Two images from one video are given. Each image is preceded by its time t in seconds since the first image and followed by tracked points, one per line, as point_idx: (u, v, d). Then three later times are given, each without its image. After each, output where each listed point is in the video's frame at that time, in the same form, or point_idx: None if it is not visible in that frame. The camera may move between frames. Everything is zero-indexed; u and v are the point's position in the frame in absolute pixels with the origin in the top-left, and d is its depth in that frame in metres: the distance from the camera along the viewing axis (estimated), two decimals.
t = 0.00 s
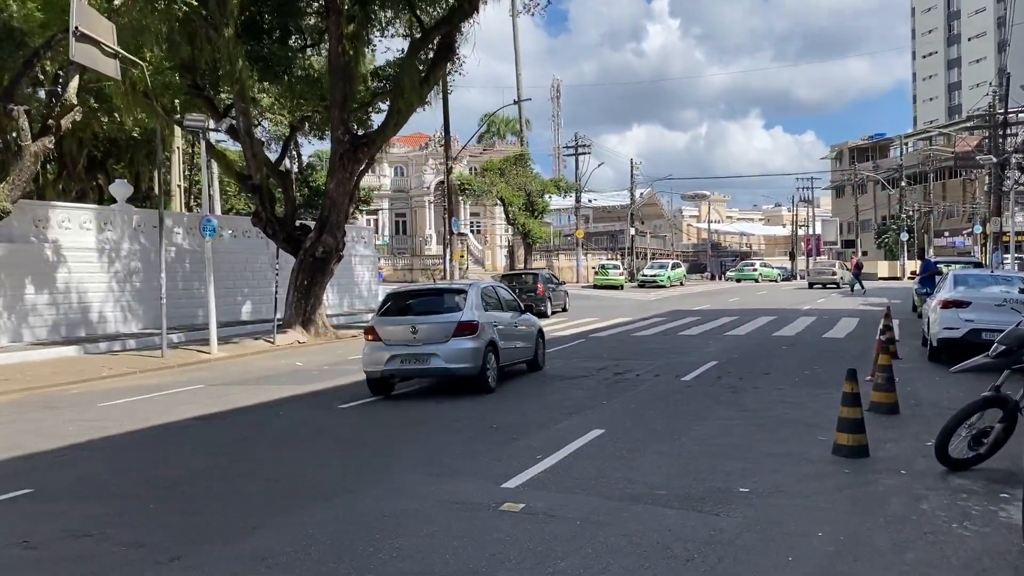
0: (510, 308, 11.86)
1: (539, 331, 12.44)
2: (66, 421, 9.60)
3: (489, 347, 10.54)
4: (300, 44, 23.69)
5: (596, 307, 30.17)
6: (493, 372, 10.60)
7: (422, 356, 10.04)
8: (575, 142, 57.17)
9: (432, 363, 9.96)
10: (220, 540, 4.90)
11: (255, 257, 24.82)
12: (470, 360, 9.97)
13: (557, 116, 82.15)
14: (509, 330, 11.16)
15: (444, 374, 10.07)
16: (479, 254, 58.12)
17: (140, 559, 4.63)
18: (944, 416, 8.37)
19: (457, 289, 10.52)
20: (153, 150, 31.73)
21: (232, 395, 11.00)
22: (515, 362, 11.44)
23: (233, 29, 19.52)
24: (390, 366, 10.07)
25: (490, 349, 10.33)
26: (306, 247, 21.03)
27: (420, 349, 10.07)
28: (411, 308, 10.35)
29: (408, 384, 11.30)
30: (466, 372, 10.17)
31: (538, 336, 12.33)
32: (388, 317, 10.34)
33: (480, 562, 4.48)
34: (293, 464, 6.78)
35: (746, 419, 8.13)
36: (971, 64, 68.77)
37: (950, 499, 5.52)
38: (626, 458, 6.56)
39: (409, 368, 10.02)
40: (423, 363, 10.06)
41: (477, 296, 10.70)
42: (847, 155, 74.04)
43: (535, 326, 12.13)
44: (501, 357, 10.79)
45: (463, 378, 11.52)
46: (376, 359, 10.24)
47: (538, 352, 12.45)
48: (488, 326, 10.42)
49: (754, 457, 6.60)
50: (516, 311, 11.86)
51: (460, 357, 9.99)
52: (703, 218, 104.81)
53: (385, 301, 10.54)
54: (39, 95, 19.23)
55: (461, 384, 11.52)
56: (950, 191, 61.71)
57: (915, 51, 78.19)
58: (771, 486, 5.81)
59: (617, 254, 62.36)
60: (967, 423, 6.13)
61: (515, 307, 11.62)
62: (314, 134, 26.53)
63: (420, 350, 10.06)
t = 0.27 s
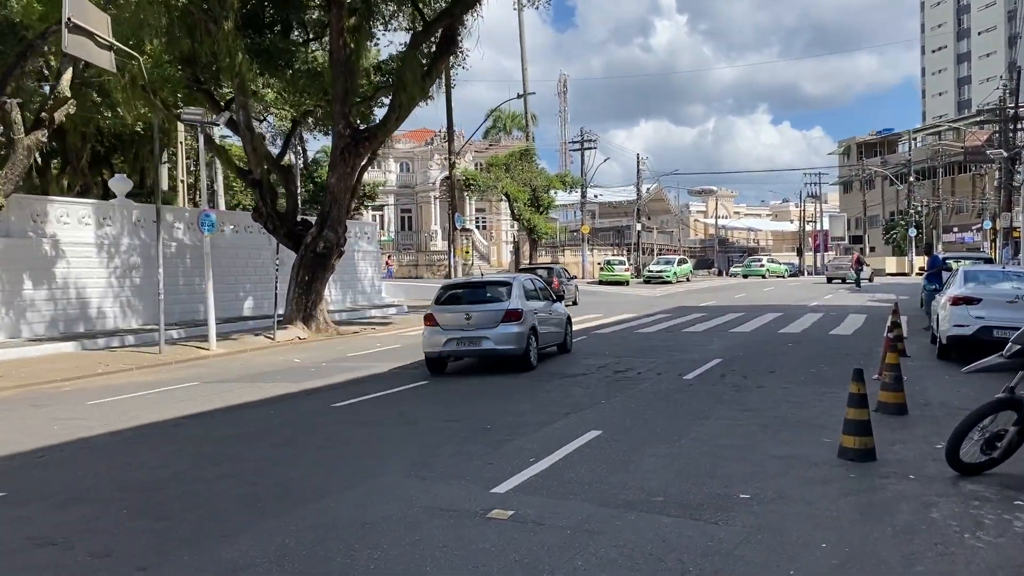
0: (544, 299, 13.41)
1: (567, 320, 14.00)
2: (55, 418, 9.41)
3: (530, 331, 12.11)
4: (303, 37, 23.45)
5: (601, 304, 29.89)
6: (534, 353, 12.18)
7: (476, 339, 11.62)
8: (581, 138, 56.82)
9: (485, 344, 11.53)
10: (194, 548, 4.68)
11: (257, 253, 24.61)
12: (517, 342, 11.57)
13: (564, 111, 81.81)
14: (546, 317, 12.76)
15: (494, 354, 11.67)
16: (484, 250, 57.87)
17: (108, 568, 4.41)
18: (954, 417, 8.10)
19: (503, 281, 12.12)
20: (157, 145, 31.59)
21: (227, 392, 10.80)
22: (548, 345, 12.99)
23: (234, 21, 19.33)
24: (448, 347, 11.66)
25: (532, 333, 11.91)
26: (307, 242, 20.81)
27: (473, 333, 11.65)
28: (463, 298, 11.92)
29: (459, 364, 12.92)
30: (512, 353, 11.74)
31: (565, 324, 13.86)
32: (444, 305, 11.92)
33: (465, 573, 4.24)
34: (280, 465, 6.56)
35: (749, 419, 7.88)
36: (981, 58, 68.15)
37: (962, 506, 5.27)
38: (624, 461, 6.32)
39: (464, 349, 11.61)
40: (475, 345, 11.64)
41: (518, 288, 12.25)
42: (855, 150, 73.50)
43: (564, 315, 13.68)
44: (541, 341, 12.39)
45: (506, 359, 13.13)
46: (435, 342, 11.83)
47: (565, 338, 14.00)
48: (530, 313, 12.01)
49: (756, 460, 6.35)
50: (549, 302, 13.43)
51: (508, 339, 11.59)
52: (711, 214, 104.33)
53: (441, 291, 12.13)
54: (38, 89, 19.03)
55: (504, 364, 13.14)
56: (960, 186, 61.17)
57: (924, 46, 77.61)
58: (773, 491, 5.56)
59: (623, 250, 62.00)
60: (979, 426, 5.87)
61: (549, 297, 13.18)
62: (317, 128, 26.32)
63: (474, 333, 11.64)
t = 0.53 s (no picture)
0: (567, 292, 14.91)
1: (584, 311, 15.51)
2: (38, 419, 9.22)
3: (558, 320, 13.65)
4: (301, 32, 23.20)
5: (603, 301, 29.63)
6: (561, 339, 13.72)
7: (510, 325, 13.14)
8: (585, 134, 56.50)
9: (518, 330, 13.05)
10: (157, 562, 4.47)
11: (255, 250, 24.39)
12: (547, 328, 13.11)
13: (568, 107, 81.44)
14: (571, 308, 14.29)
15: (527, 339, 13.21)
16: (488, 247, 57.59)
17: None
18: (958, 421, 7.85)
19: (533, 276, 13.65)
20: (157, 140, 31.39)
21: (216, 393, 10.61)
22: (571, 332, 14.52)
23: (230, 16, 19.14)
24: (486, 332, 13.20)
25: (561, 321, 13.47)
26: (304, 239, 20.60)
27: (509, 320, 13.18)
28: (498, 290, 13.44)
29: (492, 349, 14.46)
30: (543, 339, 13.28)
31: (583, 315, 15.36)
32: (482, 295, 13.48)
33: None
34: (259, 471, 6.35)
35: (746, 423, 7.65)
36: (989, 54, 67.60)
37: (965, 518, 5.03)
38: (613, 468, 6.10)
39: (501, 334, 13.15)
40: (510, 331, 13.17)
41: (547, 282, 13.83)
42: (862, 147, 73.03)
43: (583, 307, 15.18)
44: (567, 328, 13.93)
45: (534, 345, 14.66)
46: (474, 328, 13.39)
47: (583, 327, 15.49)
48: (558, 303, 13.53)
49: (751, 467, 6.12)
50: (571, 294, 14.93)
51: (539, 326, 13.13)
52: (716, 211, 103.87)
53: (478, 284, 13.69)
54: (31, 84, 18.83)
55: (532, 350, 14.67)
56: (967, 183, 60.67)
57: (932, 42, 77.06)
58: (767, 500, 5.33)
59: (627, 247, 61.68)
60: (983, 433, 5.62)
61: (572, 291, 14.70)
62: (317, 125, 26.10)
63: (509, 320, 13.19)
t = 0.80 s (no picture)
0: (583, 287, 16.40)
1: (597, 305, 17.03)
2: (18, 422, 9.01)
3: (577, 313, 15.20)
4: (301, 30, 22.96)
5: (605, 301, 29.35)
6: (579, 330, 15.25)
7: (536, 317, 14.70)
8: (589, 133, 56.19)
9: (543, 322, 14.60)
10: None
11: (253, 249, 24.17)
12: (568, 320, 14.64)
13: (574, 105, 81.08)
14: (587, 302, 15.77)
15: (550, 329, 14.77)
16: (491, 246, 57.36)
17: None
18: (963, 426, 7.57)
19: (555, 273, 15.16)
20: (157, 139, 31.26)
21: (202, 395, 10.37)
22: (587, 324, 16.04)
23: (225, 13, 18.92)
24: (514, 323, 14.76)
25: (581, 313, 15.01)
26: (301, 238, 20.39)
27: (534, 312, 14.73)
28: (525, 286, 15.01)
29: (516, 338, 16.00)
30: (565, 329, 14.82)
31: (597, 309, 16.87)
32: (510, 290, 15.05)
33: None
34: (233, 480, 6.11)
35: (741, 429, 7.38)
36: (997, 51, 67.03)
37: (968, 532, 4.75)
38: (600, 477, 5.83)
39: (527, 325, 14.71)
40: (536, 322, 14.73)
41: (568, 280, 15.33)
42: (868, 145, 72.53)
43: (597, 301, 16.68)
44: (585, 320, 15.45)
45: (553, 335, 16.18)
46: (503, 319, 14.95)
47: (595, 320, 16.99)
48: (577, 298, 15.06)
49: (743, 476, 5.85)
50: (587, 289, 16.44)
51: (561, 318, 14.66)
52: (722, 209, 103.40)
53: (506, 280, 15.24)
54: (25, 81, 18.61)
55: (551, 340, 16.23)
56: (974, 181, 60.17)
57: (939, 39, 76.53)
58: (759, 513, 5.05)
59: (632, 246, 61.34)
60: (987, 441, 5.34)
61: (589, 287, 16.20)
62: (316, 123, 25.86)
63: (535, 312, 14.76)
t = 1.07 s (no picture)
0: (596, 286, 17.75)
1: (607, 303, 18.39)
2: None
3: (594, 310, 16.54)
4: (299, 30, 22.71)
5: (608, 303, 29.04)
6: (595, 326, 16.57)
7: (557, 313, 16.00)
8: (593, 134, 55.87)
9: (564, 317, 15.91)
10: None
11: (251, 252, 23.93)
12: (586, 317, 15.93)
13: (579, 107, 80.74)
14: (601, 301, 17.08)
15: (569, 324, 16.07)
16: (495, 248, 57.08)
17: None
18: (969, 435, 7.25)
19: (573, 273, 16.46)
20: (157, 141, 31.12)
21: (187, 402, 10.12)
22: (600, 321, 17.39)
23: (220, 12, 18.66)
24: (537, 319, 16.08)
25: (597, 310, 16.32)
26: (298, 240, 20.14)
27: (556, 308, 16.02)
28: (547, 284, 16.33)
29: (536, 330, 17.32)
30: (583, 325, 16.14)
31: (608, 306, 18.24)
32: (533, 288, 16.34)
33: None
34: (203, 493, 5.83)
35: (738, 439, 7.06)
36: (1006, 50, 66.47)
37: (975, 552, 4.44)
38: (585, 491, 5.53)
39: (550, 320, 16.02)
40: (557, 318, 16.03)
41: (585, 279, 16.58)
42: (875, 145, 72.03)
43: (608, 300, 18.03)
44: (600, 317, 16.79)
45: (569, 331, 17.47)
46: (527, 314, 16.28)
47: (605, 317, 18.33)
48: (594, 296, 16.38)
49: (737, 491, 5.54)
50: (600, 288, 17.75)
51: (580, 314, 15.97)
52: (728, 211, 102.89)
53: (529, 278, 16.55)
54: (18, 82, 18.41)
55: (567, 335, 17.53)
56: (983, 181, 59.61)
57: (947, 39, 76.02)
58: (752, 532, 4.74)
59: (636, 248, 60.97)
60: (995, 454, 5.01)
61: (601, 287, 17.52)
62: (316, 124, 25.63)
63: (556, 309, 16.05)
